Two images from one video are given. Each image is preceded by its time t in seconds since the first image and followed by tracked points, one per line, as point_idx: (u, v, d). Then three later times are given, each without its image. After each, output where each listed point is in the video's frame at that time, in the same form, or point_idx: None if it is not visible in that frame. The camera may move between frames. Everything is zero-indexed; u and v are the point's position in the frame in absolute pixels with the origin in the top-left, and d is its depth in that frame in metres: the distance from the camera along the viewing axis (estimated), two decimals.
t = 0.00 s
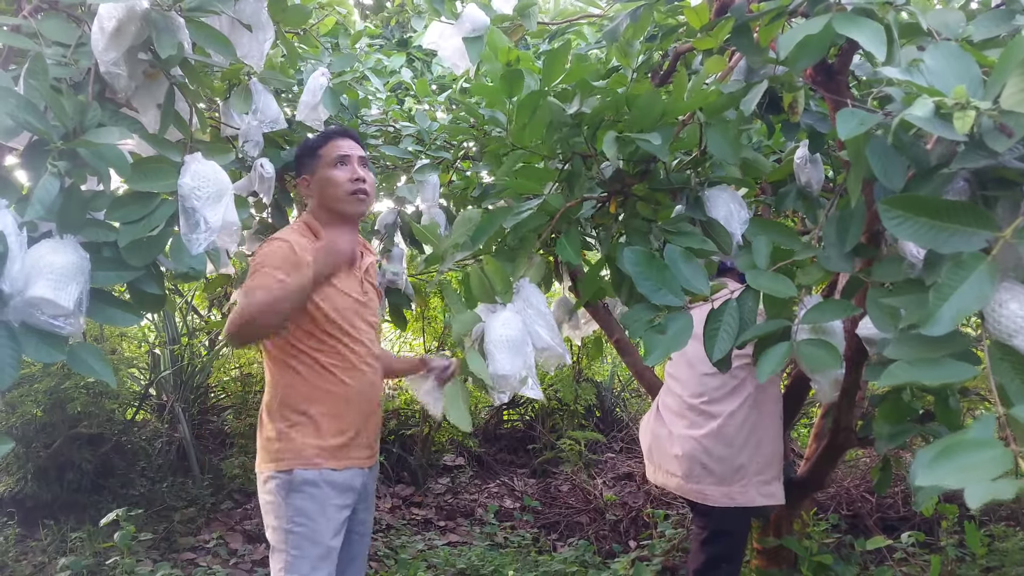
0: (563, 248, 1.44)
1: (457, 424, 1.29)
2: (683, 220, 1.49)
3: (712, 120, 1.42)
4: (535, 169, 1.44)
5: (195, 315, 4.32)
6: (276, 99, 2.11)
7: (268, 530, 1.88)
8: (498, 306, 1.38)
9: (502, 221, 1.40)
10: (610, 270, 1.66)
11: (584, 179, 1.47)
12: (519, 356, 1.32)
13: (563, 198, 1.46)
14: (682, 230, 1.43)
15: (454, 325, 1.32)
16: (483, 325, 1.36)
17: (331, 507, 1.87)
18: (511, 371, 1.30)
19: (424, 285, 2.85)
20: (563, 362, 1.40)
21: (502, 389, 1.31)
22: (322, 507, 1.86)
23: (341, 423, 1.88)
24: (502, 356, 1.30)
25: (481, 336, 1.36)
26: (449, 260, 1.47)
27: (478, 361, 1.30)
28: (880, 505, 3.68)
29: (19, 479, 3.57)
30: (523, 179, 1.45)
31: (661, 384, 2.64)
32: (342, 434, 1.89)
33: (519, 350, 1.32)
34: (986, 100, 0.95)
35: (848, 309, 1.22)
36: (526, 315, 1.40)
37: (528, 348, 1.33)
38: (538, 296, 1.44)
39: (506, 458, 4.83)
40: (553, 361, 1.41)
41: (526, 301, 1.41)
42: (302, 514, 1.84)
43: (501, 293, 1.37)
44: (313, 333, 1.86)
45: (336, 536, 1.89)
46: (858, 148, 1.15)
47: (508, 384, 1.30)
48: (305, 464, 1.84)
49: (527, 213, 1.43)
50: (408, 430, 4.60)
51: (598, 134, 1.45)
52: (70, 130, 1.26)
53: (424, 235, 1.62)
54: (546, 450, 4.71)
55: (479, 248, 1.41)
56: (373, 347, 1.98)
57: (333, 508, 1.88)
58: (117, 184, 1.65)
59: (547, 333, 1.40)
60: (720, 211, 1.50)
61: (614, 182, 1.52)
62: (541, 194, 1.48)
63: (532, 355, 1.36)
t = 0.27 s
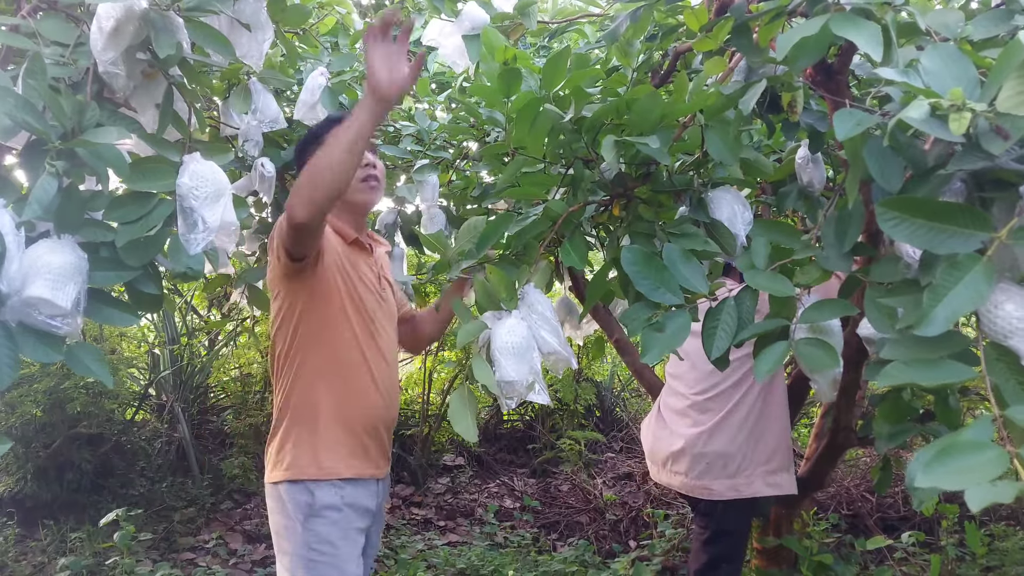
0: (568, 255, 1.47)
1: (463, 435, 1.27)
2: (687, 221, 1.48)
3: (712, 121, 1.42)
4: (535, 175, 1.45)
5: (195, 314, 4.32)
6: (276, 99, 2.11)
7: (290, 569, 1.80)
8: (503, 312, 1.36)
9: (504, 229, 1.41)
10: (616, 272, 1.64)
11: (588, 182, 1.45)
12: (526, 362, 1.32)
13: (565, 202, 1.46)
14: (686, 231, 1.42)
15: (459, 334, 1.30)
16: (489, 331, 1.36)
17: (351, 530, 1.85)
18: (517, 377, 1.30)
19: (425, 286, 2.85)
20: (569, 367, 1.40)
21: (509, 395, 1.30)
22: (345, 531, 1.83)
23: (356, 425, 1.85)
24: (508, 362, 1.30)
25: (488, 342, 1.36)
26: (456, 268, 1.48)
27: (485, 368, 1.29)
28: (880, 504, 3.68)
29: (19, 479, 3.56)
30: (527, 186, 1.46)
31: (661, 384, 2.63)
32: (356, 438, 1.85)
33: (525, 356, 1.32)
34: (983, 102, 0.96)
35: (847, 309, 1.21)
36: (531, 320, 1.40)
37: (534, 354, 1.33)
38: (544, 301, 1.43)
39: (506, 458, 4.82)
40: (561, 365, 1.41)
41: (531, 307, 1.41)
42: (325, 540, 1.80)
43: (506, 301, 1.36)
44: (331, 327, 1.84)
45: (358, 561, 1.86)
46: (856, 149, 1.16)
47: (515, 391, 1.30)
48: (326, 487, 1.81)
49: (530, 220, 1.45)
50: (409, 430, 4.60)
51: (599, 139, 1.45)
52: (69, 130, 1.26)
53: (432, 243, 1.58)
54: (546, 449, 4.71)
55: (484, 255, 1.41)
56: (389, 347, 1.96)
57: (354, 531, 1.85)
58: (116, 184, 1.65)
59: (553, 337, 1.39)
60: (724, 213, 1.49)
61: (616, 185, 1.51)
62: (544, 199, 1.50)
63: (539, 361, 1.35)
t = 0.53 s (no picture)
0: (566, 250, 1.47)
1: (455, 426, 1.25)
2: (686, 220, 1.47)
3: (713, 120, 1.42)
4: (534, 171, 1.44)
5: (195, 314, 4.32)
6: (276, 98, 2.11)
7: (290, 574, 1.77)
8: (498, 306, 1.38)
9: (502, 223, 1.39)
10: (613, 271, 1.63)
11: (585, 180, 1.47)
12: (519, 356, 1.32)
13: (563, 198, 1.46)
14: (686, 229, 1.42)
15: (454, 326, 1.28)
16: (483, 326, 1.37)
17: (356, 539, 1.81)
18: (511, 371, 1.31)
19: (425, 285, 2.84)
20: (563, 363, 1.41)
21: (501, 389, 1.31)
22: (349, 539, 1.79)
23: (358, 415, 1.79)
24: (502, 356, 1.31)
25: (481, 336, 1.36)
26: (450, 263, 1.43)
27: (478, 360, 1.29)
28: (881, 504, 3.68)
29: (19, 479, 3.56)
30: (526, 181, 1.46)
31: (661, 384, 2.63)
32: (358, 428, 1.79)
33: (519, 351, 1.32)
34: (982, 99, 0.95)
35: (845, 308, 1.21)
36: (527, 315, 1.40)
37: (528, 349, 1.34)
38: (539, 295, 1.43)
39: (506, 458, 4.82)
40: (555, 361, 1.41)
41: (526, 301, 1.42)
42: (327, 549, 1.77)
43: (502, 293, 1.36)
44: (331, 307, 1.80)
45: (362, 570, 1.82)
46: (855, 147, 1.14)
47: (507, 385, 1.31)
48: (334, 491, 1.78)
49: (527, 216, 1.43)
50: (409, 430, 4.59)
51: (598, 135, 1.44)
52: (69, 130, 1.25)
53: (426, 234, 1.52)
54: (546, 449, 4.71)
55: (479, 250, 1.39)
56: (398, 331, 1.88)
57: (361, 540, 1.81)
58: (116, 184, 1.65)
59: (548, 333, 1.40)
60: (723, 212, 1.49)
61: (615, 183, 1.51)
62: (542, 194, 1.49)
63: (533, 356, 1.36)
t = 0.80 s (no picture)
0: (561, 246, 1.44)
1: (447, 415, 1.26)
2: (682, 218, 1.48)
3: (712, 119, 1.42)
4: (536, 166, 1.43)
5: (195, 315, 4.31)
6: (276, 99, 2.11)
7: None
8: (492, 299, 1.39)
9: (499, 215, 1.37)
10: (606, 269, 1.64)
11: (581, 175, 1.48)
12: (513, 349, 1.33)
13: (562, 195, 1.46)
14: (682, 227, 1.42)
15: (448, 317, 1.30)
16: (477, 319, 1.38)
17: (364, 546, 1.77)
18: (505, 364, 1.31)
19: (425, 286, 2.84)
20: (556, 358, 1.42)
21: (494, 381, 1.31)
22: (357, 546, 1.76)
23: (371, 422, 1.76)
24: (497, 349, 1.31)
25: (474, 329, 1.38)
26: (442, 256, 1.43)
27: (472, 352, 1.29)
28: (881, 505, 3.69)
29: (19, 479, 3.56)
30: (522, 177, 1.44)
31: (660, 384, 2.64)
32: (358, 436, 1.74)
33: (513, 344, 1.33)
34: (984, 100, 0.96)
35: (845, 308, 1.21)
36: (521, 309, 1.42)
37: (521, 343, 1.34)
38: (534, 291, 1.45)
39: (506, 458, 4.82)
40: (547, 356, 1.42)
41: (521, 296, 1.43)
42: (333, 556, 1.73)
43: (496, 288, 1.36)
44: (330, 312, 1.76)
45: None
46: (855, 148, 1.13)
47: (500, 377, 1.31)
48: (344, 497, 1.74)
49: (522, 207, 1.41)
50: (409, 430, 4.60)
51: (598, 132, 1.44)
52: (70, 130, 1.25)
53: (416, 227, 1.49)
54: (546, 450, 4.71)
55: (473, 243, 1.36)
56: (403, 334, 1.81)
57: (368, 546, 1.78)
58: (116, 184, 1.65)
59: (542, 328, 1.41)
60: (719, 211, 1.50)
61: (612, 180, 1.52)
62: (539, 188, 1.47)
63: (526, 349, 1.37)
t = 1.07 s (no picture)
0: (561, 249, 1.45)
1: (454, 425, 1.27)
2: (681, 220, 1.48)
3: (711, 121, 1.42)
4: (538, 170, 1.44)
5: (194, 315, 4.31)
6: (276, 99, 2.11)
7: None
8: (495, 305, 1.38)
9: (498, 221, 1.41)
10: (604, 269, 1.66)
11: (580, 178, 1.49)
12: (515, 354, 1.31)
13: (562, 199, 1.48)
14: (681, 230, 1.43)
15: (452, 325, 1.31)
16: (480, 324, 1.37)
17: (361, 551, 1.77)
18: (508, 370, 1.30)
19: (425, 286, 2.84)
20: (560, 363, 1.39)
21: (498, 388, 1.30)
22: (353, 551, 1.76)
23: (370, 422, 1.75)
24: (499, 355, 1.30)
25: (478, 335, 1.38)
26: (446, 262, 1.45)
27: (475, 359, 1.29)
28: (881, 505, 3.69)
29: (19, 479, 3.56)
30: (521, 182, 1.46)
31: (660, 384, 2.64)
32: (355, 436, 1.74)
33: (516, 350, 1.32)
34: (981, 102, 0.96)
35: (848, 312, 1.21)
36: (523, 314, 1.39)
37: (524, 348, 1.33)
38: (536, 295, 1.43)
39: (506, 458, 4.82)
40: (551, 361, 1.40)
41: (523, 301, 1.41)
42: (328, 560, 1.75)
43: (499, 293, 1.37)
44: (331, 312, 1.76)
45: None
46: (856, 150, 1.15)
47: (504, 384, 1.30)
48: (340, 501, 1.75)
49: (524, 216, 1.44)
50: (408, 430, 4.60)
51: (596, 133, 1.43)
52: (71, 131, 1.26)
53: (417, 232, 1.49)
54: (546, 450, 4.71)
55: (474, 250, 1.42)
56: (405, 333, 1.80)
57: (365, 551, 1.77)
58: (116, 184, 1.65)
59: (544, 332, 1.39)
60: (717, 211, 1.50)
61: (610, 182, 1.53)
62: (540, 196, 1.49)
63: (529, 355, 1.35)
